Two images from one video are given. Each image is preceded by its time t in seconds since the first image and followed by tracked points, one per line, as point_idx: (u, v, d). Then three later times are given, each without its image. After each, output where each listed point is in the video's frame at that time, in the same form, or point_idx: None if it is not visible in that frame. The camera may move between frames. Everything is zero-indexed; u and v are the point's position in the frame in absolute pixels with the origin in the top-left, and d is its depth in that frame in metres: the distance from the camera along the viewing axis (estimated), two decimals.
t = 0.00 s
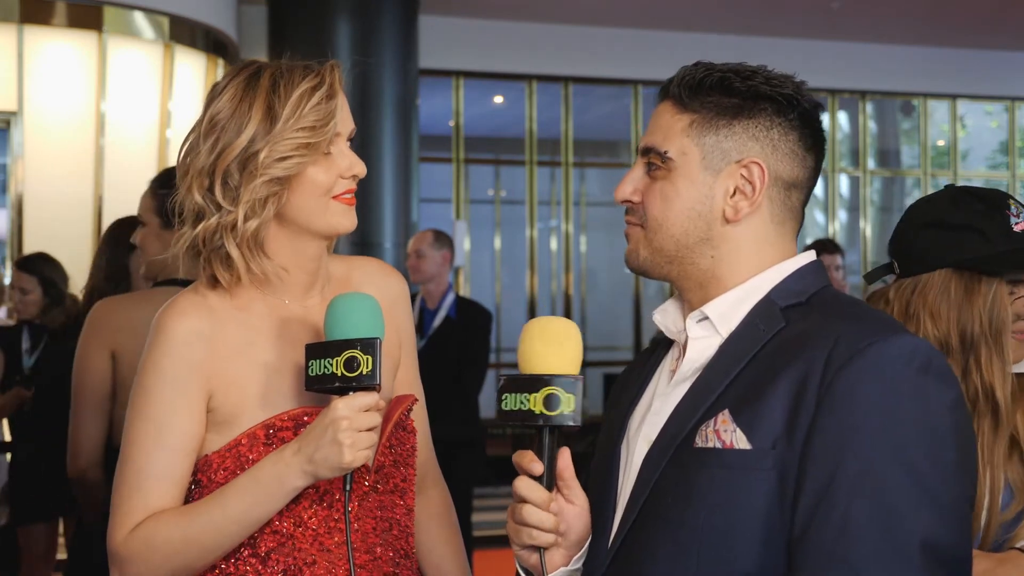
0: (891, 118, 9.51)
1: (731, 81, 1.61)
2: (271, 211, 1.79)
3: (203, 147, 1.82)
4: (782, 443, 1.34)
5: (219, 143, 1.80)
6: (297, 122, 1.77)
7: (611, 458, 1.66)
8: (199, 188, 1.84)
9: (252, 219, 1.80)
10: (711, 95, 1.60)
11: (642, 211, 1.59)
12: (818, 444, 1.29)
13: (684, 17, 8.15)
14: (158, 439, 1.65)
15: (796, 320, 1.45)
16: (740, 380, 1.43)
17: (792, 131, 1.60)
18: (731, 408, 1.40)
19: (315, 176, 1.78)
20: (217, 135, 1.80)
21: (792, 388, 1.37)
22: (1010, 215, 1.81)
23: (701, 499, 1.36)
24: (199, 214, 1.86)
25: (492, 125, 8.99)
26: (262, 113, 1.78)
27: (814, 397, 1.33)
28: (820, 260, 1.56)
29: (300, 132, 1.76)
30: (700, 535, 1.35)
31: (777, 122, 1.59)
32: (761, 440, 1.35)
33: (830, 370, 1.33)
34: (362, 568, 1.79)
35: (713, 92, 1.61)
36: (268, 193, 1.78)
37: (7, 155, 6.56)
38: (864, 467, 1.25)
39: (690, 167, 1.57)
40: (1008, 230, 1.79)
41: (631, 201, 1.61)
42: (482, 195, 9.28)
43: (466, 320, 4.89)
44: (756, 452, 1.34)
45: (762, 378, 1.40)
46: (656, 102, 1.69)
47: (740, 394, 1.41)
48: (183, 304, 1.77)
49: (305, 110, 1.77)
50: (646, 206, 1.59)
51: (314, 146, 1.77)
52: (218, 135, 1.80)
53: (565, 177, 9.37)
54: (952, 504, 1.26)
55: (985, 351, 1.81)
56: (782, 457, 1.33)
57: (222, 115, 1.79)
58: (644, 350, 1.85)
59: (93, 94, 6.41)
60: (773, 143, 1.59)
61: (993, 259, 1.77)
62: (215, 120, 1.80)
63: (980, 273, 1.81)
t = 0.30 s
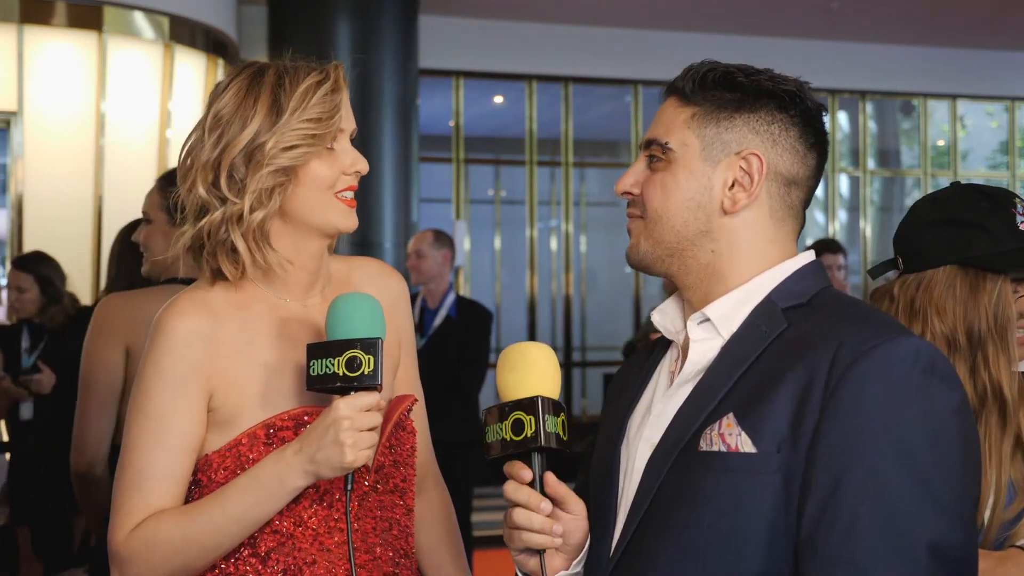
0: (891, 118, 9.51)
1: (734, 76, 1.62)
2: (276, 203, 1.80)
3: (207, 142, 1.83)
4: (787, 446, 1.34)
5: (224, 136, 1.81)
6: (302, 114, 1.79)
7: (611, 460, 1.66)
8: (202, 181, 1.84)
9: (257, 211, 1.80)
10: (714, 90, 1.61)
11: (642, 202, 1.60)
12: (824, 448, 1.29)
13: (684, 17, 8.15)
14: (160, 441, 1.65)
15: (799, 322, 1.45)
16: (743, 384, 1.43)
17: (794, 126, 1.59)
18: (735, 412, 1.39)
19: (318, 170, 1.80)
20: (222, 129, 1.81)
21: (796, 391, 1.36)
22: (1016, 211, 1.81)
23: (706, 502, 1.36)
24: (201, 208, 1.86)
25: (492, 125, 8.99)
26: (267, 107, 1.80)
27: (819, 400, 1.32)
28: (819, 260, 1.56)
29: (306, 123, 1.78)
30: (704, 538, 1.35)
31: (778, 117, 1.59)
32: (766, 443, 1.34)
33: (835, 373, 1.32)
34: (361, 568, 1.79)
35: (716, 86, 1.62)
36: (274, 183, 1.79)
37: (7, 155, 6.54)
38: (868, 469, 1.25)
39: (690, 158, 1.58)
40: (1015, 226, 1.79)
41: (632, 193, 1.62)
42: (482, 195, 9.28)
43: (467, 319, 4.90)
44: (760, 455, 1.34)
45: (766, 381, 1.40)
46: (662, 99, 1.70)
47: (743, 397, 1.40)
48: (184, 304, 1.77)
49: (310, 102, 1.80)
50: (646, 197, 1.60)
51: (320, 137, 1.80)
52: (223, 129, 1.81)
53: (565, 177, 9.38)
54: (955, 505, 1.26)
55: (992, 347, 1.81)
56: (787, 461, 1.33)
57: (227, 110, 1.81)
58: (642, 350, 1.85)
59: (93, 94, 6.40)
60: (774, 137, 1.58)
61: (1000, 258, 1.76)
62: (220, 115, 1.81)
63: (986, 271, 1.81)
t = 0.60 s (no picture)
0: (891, 119, 9.51)
1: (734, 78, 1.62)
2: (281, 196, 1.80)
3: (211, 137, 1.84)
4: (791, 447, 1.34)
5: (228, 131, 1.82)
6: (307, 108, 1.80)
7: (611, 460, 1.66)
8: (206, 176, 1.84)
9: (261, 203, 1.80)
10: (714, 92, 1.61)
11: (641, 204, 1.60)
12: (828, 450, 1.29)
13: (684, 17, 8.15)
14: (161, 442, 1.65)
15: (801, 322, 1.45)
16: (745, 386, 1.43)
17: (794, 130, 1.59)
18: (739, 413, 1.39)
19: (321, 166, 1.81)
20: (227, 124, 1.82)
21: (799, 393, 1.36)
22: (994, 196, 1.85)
23: (709, 504, 1.36)
24: (205, 203, 1.86)
25: (492, 125, 8.99)
26: (272, 102, 1.81)
27: (822, 402, 1.32)
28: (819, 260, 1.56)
29: (310, 117, 1.79)
30: (708, 539, 1.35)
31: (778, 120, 1.59)
32: (770, 445, 1.34)
33: (838, 374, 1.32)
34: (361, 568, 1.79)
35: (716, 89, 1.61)
36: (279, 175, 1.79)
37: (6, 155, 6.54)
38: (871, 470, 1.25)
39: (689, 160, 1.58)
40: (997, 210, 1.81)
41: (631, 194, 1.62)
42: (482, 195, 9.28)
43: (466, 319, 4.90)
44: (765, 456, 1.34)
45: (768, 383, 1.40)
46: (662, 99, 1.70)
47: (746, 399, 1.40)
48: (185, 303, 1.77)
49: (314, 97, 1.81)
50: (645, 199, 1.60)
51: (325, 130, 1.80)
52: (227, 123, 1.82)
53: (565, 177, 9.38)
54: (958, 505, 1.26)
55: (987, 333, 1.82)
56: (791, 462, 1.33)
57: (231, 106, 1.82)
58: (642, 348, 1.85)
59: (93, 94, 6.41)
60: (773, 140, 1.58)
61: (987, 243, 1.79)
62: (224, 112, 1.83)
63: (975, 260, 1.81)
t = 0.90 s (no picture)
0: (891, 119, 9.51)
1: (737, 79, 1.62)
2: (284, 191, 1.80)
3: (214, 135, 1.84)
4: (792, 445, 1.34)
5: (232, 128, 1.82)
6: (310, 105, 1.81)
7: (612, 460, 1.66)
8: (209, 173, 1.84)
9: (264, 197, 1.80)
10: (716, 94, 1.61)
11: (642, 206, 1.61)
12: (828, 450, 1.29)
13: (684, 17, 8.15)
14: (162, 441, 1.65)
15: (802, 322, 1.45)
16: (745, 386, 1.43)
17: (795, 133, 1.59)
18: (740, 412, 1.39)
19: (324, 163, 1.81)
20: (230, 122, 1.83)
21: (801, 392, 1.36)
22: (976, 188, 1.88)
23: (710, 503, 1.36)
24: (208, 200, 1.86)
25: (492, 125, 8.99)
26: (275, 100, 1.82)
27: (822, 402, 1.33)
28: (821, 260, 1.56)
29: (313, 112, 1.80)
30: (709, 538, 1.35)
31: (779, 123, 1.59)
32: (770, 443, 1.34)
33: (838, 374, 1.32)
34: (361, 568, 1.79)
35: (719, 91, 1.61)
36: (283, 170, 1.79)
37: (6, 155, 6.52)
38: (872, 470, 1.26)
39: (690, 163, 1.58)
40: (981, 202, 1.84)
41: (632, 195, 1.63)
42: (482, 195, 9.28)
43: (466, 318, 4.90)
44: (766, 455, 1.34)
45: (769, 383, 1.40)
46: (664, 100, 1.70)
47: (747, 398, 1.40)
48: (185, 302, 1.77)
49: (317, 94, 1.82)
50: (646, 201, 1.60)
51: (329, 125, 1.81)
52: (231, 121, 1.83)
53: (564, 177, 9.38)
54: (959, 505, 1.26)
55: (978, 325, 1.84)
56: (792, 461, 1.33)
57: (234, 104, 1.82)
58: (642, 348, 1.85)
59: (93, 93, 6.41)
60: (774, 143, 1.58)
61: (973, 235, 1.82)
62: (227, 110, 1.83)
63: (964, 252, 1.84)
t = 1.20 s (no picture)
0: (891, 119, 9.51)
1: (741, 82, 1.62)
2: (286, 185, 1.80)
3: (214, 135, 1.84)
4: (792, 442, 1.34)
5: (232, 126, 1.83)
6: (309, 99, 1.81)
7: (613, 458, 1.66)
8: (211, 171, 1.84)
9: (267, 192, 1.79)
10: (720, 96, 1.61)
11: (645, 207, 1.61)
12: (829, 449, 1.29)
13: (684, 17, 8.15)
14: (162, 439, 1.65)
15: (803, 321, 1.45)
16: (745, 384, 1.43)
17: (798, 136, 1.59)
18: (740, 409, 1.39)
19: (325, 158, 1.81)
20: (230, 120, 1.83)
21: (801, 391, 1.36)
22: (973, 185, 1.87)
23: (710, 500, 1.36)
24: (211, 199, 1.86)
25: (492, 125, 9.00)
26: (274, 96, 1.82)
27: (823, 400, 1.32)
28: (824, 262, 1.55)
29: (313, 106, 1.81)
30: (708, 536, 1.35)
31: (782, 126, 1.59)
32: (771, 441, 1.34)
33: (839, 374, 1.32)
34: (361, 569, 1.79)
35: (723, 93, 1.61)
36: (284, 164, 1.79)
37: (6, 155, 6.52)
38: (873, 469, 1.26)
39: (694, 164, 1.59)
40: (978, 199, 1.84)
41: (636, 196, 1.63)
42: (482, 195, 9.27)
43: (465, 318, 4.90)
44: (766, 452, 1.34)
45: (769, 381, 1.40)
46: (669, 101, 1.71)
47: (747, 396, 1.41)
48: (187, 301, 1.77)
49: (316, 89, 1.83)
50: (649, 202, 1.61)
51: (328, 119, 1.82)
52: (231, 119, 1.83)
53: (564, 177, 9.37)
54: (961, 506, 1.26)
55: (978, 322, 1.85)
56: (792, 460, 1.33)
57: (234, 103, 1.83)
58: (643, 347, 1.85)
59: (93, 94, 6.42)
60: (777, 146, 1.58)
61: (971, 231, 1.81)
62: (227, 109, 1.84)
63: (964, 249, 1.83)
